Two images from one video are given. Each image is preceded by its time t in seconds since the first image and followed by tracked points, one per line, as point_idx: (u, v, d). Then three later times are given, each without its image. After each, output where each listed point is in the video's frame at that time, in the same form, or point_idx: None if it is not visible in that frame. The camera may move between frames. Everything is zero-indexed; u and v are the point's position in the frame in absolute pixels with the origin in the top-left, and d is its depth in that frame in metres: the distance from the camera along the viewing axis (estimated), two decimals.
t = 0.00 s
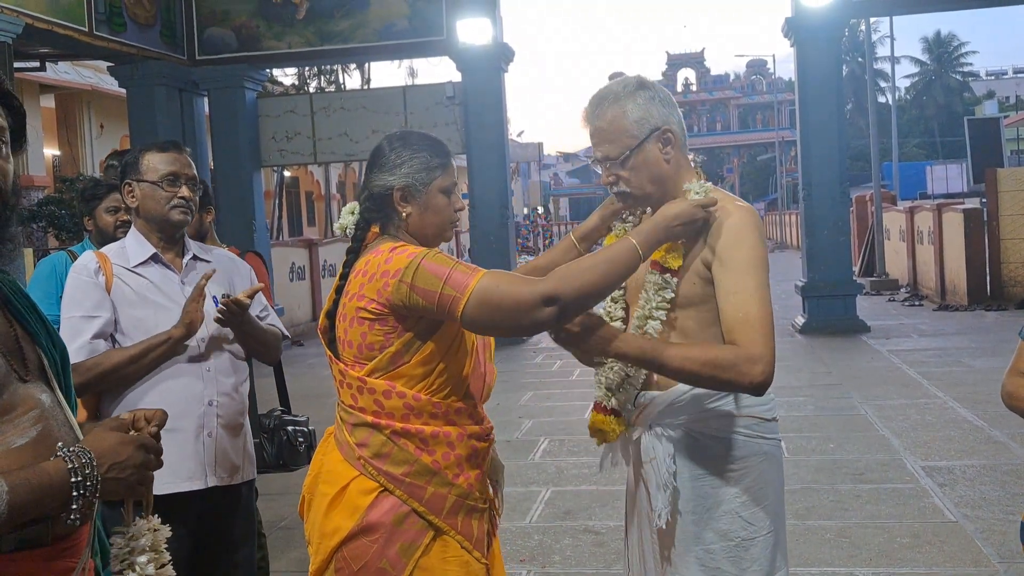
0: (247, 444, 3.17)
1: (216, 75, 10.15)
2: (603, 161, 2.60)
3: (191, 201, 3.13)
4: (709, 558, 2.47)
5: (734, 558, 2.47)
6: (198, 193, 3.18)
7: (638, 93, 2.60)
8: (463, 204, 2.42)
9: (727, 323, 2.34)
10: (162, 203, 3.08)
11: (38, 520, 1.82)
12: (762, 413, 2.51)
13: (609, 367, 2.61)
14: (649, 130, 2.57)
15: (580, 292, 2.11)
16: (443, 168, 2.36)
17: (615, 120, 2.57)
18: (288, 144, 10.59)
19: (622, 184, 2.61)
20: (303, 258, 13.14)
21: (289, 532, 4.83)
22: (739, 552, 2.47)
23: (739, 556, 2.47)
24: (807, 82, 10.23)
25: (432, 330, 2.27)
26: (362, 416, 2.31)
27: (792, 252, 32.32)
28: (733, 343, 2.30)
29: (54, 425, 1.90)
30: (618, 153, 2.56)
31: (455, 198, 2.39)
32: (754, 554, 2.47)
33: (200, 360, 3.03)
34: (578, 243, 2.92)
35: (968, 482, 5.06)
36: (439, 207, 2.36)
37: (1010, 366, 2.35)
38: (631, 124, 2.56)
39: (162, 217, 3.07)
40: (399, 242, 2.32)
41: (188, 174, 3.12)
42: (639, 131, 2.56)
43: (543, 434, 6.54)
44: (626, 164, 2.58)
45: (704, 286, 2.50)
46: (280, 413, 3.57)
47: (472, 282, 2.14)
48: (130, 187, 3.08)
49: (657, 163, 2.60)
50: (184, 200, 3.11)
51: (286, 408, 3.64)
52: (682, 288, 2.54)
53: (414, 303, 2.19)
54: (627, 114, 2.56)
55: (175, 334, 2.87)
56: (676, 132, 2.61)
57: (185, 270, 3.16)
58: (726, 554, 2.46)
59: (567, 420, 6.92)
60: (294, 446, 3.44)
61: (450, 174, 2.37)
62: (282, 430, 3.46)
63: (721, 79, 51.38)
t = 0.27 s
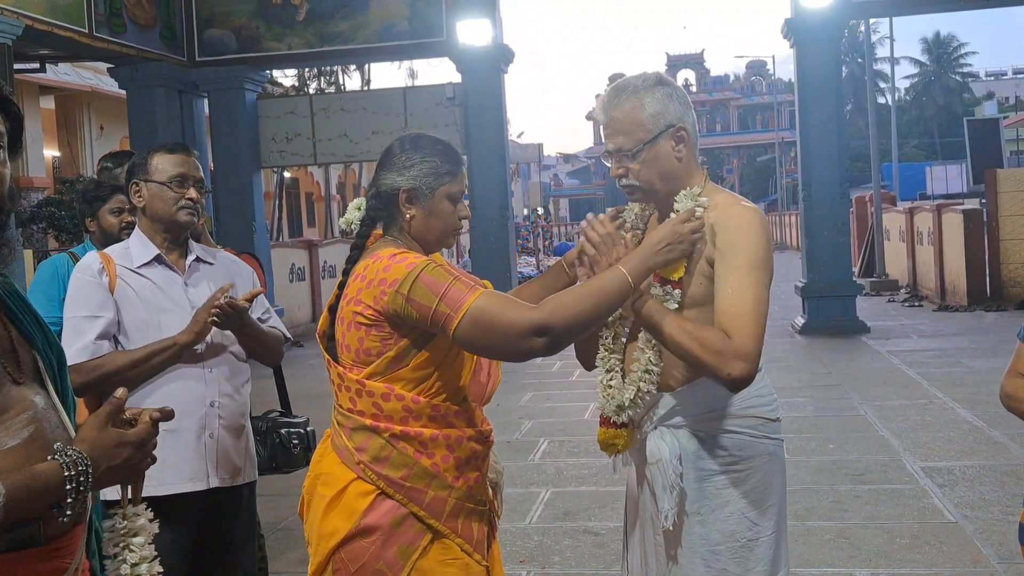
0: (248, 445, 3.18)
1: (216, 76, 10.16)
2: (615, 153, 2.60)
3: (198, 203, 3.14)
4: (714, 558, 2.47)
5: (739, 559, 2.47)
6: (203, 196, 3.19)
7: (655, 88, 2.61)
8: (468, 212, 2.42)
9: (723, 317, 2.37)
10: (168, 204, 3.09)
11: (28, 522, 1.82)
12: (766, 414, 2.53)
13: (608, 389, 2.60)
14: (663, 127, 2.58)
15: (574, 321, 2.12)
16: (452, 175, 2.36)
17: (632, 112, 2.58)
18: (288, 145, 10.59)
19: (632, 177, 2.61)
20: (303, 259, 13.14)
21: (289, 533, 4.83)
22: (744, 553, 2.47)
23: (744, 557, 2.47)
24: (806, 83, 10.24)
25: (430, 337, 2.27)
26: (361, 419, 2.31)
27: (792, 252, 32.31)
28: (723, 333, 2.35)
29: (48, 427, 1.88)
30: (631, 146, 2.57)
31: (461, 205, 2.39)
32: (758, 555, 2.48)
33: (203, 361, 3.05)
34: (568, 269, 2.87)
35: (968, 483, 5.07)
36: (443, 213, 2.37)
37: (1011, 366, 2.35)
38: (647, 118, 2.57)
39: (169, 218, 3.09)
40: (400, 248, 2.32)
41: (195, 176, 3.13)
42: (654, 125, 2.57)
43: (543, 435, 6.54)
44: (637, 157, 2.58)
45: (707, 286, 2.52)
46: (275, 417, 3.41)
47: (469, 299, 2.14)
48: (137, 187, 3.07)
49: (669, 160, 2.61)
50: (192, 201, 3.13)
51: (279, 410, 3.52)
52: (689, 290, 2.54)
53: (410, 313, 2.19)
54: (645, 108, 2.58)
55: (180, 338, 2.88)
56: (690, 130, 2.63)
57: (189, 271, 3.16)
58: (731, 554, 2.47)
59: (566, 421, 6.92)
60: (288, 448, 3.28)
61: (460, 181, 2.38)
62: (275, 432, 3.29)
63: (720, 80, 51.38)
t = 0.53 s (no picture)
0: (253, 447, 3.16)
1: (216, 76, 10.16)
2: (620, 151, 2.60)
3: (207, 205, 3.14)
4: (717, 560, 2.46)
5: (743, 560, 2.46)
6: (212, 198, 3.19)
7: (665, 87, 2.61)
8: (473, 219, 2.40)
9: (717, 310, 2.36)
10: (178, 206, 3.10)
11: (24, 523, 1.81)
12: (769, 414, 2.52)
13: (608, 388, 2.57)
14: (670, 126, 2.57)
15: (565, 337, 2.12)
16: (459, 180, 2.34)
17: (641, 111, 2.57)
18: (287, 145, 10.59)
19: (636, 175, 2.61)
20: (302, 259, 13.14)
21: (287, 534, 4.81)
22: (748, 555, 2.46)
23: (748, 558, 2.46)
24: (806, 85, 10.24)
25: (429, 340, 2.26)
26: (359, 420, 2.30)
27: (792, 253, 32.29)
28: (716, 324, 2.33)
29: (42, 427, 1.88)
30: (637, 144, 2.57)
31: (464, 211, 2.38)
32: (762, 557, 2.47)
33: (208, 362, 3.04)
34: (565, 279, 2.84)
35: (967, 484, 5.06)
36: (445, 217, 2.36)
37: (1009, 368, 2.35)
38: (655, 116, 2.56)
39: (179, 218, 3.09)
40: (401, 251, 2.30)
41: (205, 177, 3.14)
42: (661, 125, 2.56)
43: (541, 436, 6.53)
44: (642, 156, 2.58)
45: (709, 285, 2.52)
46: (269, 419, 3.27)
47: (465, 309, 2.13)
48: (147, 187, 3.08)
49: (676, 160, 2.61)
50: (199, 203, 3.13)
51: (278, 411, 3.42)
52: (695, 291, 2.52)
53: (408, 319, 2.18)
54: (651, 108, 2.57)
55: (188, 341, 2.93)
56: (696, 130, 2.62)
57: (194, 271, 3.15)
58: (735, 556, 2.46)
59: (565, 422, 6.91)
60: (279, 452, 3.15)
61: (467, 187, 2.37)
62: (265, 436, 3.16)
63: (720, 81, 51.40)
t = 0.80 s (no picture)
0: (262, 447, 3.16)
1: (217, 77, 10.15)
2: (643, 136, 2.59)
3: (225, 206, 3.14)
4: (724, 563, 2.46)
5: (749, 563, 2.46)
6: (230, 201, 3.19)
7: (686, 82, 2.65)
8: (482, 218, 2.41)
9: (744, 321, 2.36)
10: (195, 205, 3.10)
11: (26, 523, 1.81)
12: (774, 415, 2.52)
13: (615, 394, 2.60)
14: (694, 118, 2.59)
15: (519, 396, 2.08)
16: (467, 181, 2.36)
17: (669, 98, 2.59)
18: (287, 146, 10.58)
19: (658, 162, 2.60)
20: (302, 260, 13.14)
21: (289, 535, 4.81)
22: (755, 558, 2.46)
23: (754, 561, 2.46)
24: (807, 85, 10.24)
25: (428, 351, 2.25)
26: (366, 421, 2.30)
27: (792, 253, 32.26)
28: (748, 335, 2.34)
29: (44, 428, 1.88)
30: (664, 129, 2.57)
31: (472, 212, 2.39)
32: (768, 560, 2.47)
33: (219, 362, 3.04)
34: (536, 308, 2.80)
35: (968, 486, 5.06)
36: (455, 218, 2.36)
37: (1011, 369, 2.34)
38: (683, 105, 2.58)
39: (196, 219, 3.09)
40: (407, 257, 2.28)
41: (223, 179, 3.13)
42: (687, 114, 2.58)
43: (543, 437, 6.53)
44: (665, 143, 2.58)
45: (722, 286, 2.52)
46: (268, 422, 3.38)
47: (441, 341, 2.11)
48: (165, 186, 3.08)
49: (695, 153, 2.63)
50: (219, 205, 3.13)
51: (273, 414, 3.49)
52: (700, 290, 2.53)
53: (399, 334, 2.17)
54: (680, 97, 2.58)
55: (197, 341, 2.91)
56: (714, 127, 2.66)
57: (208, 273, 3.16)
58: (742, 560, 2.45)
59: (566, 423, 6.91)
60: (277, 455, 3.25)
61: (475, 187, 2.37)
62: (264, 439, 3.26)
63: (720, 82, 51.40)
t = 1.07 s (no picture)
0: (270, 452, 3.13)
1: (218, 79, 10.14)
2: (661, 133, 2.61)
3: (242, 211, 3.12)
4: (731, 567, 2.44)
5: (756, 567, 2.45)
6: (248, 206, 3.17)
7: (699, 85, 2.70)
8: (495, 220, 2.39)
9: (774, 335, 2.35)
10: (212, 209, 3.07)
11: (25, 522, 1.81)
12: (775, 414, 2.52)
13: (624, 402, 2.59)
14: (708, 121, 2.65)
15: (459, 430, 2.11)
16: (473, 182, 2.33)
17: (687, 97, 2.63)
18: (287, 148, 10.55)
19: (672, 159, 2.62)
20: (302, 262, 13.12)
21: (288, 538, 4.78)
22: (762, 561, 2.45)
23: (761, 564, 2.45)
24: (807, 87, 10.22)
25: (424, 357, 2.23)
26: (366, 423, 2.28)
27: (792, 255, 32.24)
28: (780, 352, 2.33)
29: (45, 429, 1.87)
30: (682, 127, 2.61)
31: (484, 215, 2.37)
32: (774, 562, 2.46)
33: (229, 363, 3.02)
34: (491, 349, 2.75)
35: (970, 488, 5.03)
36: (464, 222, 2.34)
37: (1013, 372, 2.32)
38: (701, 105, 2.63)
39: (212, 222, 3.07)
40: (405, 264, 2.28)
41: (241, 184, 3.10)
42: (703, 115, 2.63)
43: (543, 439, 6.50)
44: (681, 141, 2.61)
45: (735, 290, 2.52)
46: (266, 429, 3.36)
47: (403, 363, 2.11)
48: (183, 188, 3.07)
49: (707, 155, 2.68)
50: (236, 210, 3.11)
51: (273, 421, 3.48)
52: (707, 292, 2.53)
53: (383, 344, 2.17)
54: (697, 97, 2.63)
55: (207, 343, 2.89)
56: (723, 132, 2.72)
57: (224, 275, 3.14)
58: (748, 562, 2.44)
59: (566, 426, 6.88)
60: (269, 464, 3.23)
61: (483, 189, 2.34)
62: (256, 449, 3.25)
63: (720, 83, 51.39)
